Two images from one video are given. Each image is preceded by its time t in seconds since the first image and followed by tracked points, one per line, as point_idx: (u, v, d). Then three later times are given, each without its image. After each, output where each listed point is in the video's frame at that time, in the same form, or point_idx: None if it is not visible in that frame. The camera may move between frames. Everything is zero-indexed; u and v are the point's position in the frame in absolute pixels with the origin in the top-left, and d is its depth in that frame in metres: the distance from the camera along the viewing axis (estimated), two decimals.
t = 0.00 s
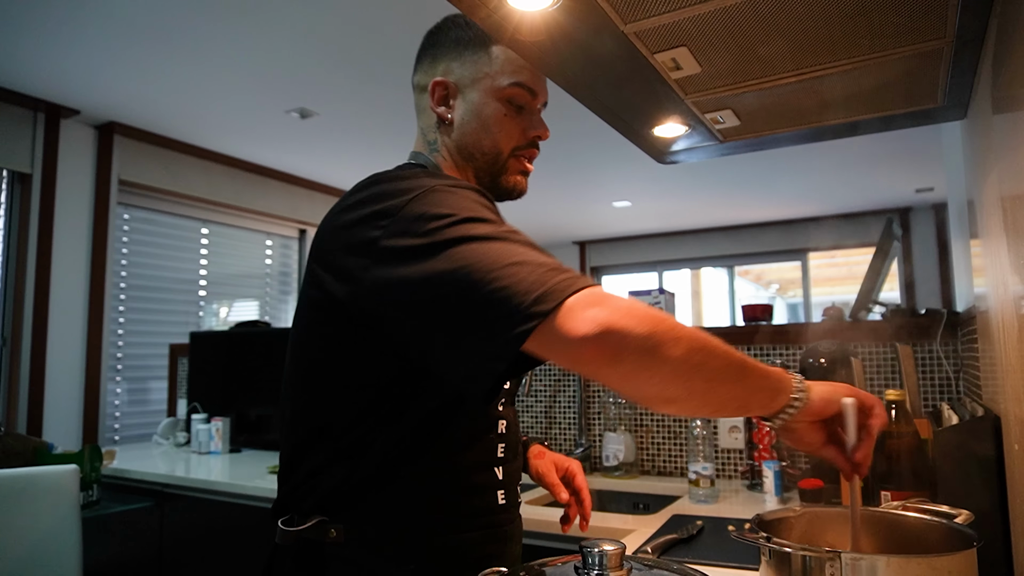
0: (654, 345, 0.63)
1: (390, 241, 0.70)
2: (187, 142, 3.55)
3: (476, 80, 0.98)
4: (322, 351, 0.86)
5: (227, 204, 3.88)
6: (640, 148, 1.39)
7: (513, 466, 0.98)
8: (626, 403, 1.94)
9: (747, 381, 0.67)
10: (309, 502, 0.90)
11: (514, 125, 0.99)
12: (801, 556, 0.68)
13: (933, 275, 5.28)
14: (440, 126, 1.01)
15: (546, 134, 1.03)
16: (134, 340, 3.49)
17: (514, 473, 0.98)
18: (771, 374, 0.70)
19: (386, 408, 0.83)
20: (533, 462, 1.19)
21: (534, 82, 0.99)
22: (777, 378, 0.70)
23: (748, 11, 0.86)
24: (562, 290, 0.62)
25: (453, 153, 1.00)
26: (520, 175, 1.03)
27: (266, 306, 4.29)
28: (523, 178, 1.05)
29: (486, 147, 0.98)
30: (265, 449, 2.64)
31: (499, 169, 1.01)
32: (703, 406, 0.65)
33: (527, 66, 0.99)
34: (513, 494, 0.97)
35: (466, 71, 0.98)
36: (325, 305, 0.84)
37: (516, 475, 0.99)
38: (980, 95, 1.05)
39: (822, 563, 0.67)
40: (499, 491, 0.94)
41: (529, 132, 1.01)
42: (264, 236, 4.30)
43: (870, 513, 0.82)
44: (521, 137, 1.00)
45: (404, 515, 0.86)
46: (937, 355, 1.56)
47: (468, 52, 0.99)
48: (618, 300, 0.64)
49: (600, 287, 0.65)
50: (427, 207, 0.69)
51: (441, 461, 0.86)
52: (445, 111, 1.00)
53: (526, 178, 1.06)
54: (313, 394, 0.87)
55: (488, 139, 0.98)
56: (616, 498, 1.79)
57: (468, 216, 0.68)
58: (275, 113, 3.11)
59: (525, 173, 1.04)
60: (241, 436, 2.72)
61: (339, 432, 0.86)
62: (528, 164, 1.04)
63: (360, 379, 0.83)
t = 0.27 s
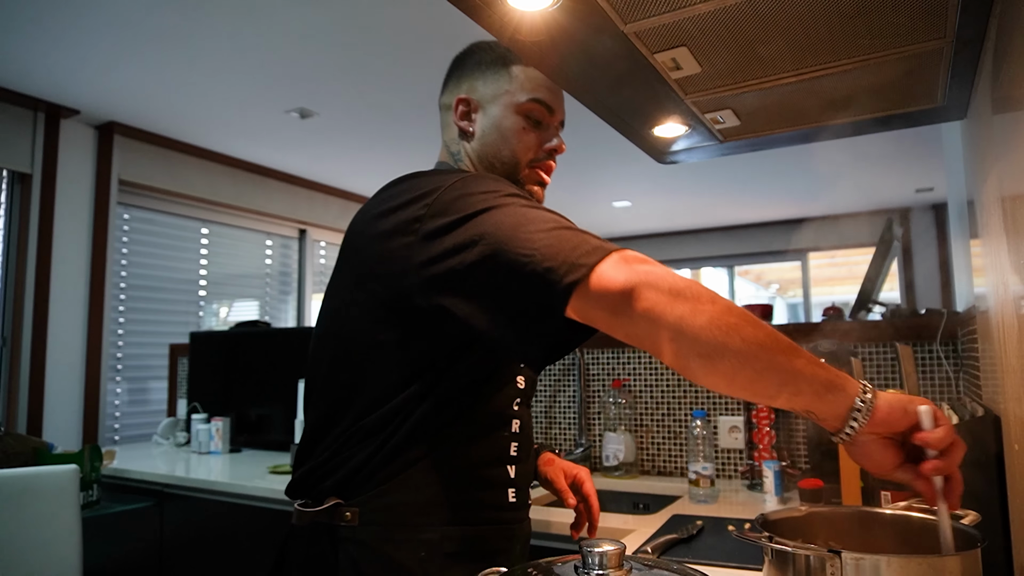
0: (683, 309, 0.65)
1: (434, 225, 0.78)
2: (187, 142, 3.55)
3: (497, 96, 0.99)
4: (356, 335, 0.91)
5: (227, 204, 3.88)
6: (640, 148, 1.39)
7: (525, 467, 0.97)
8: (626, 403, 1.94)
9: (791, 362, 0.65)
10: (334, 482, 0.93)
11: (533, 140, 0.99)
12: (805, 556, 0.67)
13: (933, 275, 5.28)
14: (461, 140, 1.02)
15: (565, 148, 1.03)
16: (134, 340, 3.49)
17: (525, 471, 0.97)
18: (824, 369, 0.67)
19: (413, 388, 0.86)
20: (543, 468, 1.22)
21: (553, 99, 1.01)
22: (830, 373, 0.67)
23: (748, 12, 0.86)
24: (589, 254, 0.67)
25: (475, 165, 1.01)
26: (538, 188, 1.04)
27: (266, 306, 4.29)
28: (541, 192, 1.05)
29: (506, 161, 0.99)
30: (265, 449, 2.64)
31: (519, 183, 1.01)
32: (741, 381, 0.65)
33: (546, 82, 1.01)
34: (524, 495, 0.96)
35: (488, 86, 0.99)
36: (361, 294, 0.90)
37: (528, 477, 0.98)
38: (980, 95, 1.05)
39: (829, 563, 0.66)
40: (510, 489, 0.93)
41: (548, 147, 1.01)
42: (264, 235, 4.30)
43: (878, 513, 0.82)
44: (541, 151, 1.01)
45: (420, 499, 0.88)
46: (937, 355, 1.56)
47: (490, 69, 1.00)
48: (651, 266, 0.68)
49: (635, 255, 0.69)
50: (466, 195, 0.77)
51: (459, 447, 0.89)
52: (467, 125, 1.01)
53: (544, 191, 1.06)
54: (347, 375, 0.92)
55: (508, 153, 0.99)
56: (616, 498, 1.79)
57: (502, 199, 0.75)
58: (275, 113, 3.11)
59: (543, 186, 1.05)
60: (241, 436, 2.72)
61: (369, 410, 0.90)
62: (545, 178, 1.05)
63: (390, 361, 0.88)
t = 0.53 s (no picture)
0: (639, 293, 0.66)
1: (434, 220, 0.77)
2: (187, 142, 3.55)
3: (513, 109, 1.07)
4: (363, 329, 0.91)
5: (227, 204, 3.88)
6: (640, 148, 1.39)
7: (532, 463, 0.98)
8: (626, 403, 1.94)
9: (741, 348, 0.67)
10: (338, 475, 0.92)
11: (546, 151, 1.08)
12: (802, 557, 0.67)
13: (933, 275, 5.28)
14: (479, 151, 1.10)
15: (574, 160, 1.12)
16: (134, 340, 3.49)
17: (535, 467, 0.99)
18: (768, 355, 0.69)
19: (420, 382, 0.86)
20: (548, 481, 1.24)
21: (564, 113, 1.09)
22: (774, 359, 0.69)
23: (748, 12, 0.86)
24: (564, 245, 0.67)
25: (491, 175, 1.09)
26: (548, 198, 1.12)
27: (266, 306, 4.29)
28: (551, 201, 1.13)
29: (520, 170, 1.07)
30: (265, 449, 2.64)
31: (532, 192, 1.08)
32: (693, 364, 0.67)
33: (558, 98, 1.09)
34: (530, 491, 0.98)
35: (505, 100, 1.07)
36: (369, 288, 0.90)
37: (535, 473, 0.99)
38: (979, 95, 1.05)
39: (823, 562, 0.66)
40: (517, 484, 0.95)
41: (558, 159, 1.10)
42: (264, 235, 4.30)
43: (878, 513, 0.82)
44: (552, 163, 1.09)
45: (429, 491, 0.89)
46: (938, 355, 1.56)
47: (507, 84, 1.08)
48: (607, 251, 0.68)
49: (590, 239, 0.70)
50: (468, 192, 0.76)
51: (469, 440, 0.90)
52: (484, 138, 1.09)
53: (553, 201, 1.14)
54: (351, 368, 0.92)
55: (523, 164, 1.07)
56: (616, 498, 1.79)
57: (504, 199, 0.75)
58: (275, 113, 3.11)
59: (553, 197, 1.13)
60: (242, 436, 2.72)
61: (374, 402, 0.90)
62: (555, 188, 1.12)
63: (399, 354, 0.88)
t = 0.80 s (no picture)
0: (583, 342, 0.64)
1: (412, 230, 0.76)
2: (187, 142, 3.55)
3: (504, 107, 1.05)
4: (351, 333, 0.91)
5: (226, 204, 3.88)
6: (640, 148, 1.39)
7: (529, 462, 0.97)
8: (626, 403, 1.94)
9: (686, 375, 0.66)
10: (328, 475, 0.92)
11: (539, 148, 1.05)
12: (800, 556, 0.67)
13: (933, 275, 5.27)
14: (475, 150, 1.10)
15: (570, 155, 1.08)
16: (134, 340, 3.49)
17: (531, 466, 0.98)
18: (709, 377, 0.68)
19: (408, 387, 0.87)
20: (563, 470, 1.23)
21: (558, 108, 1.05)
22: (713, 379, 0.68)
23: (748, 11, 0.86)
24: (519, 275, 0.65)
25: (486, 173, 1.08)
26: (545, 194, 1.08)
27: (266, 306, 4.29)
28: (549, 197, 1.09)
29: (512, 168, 1.05)
30: (265, 449, 2.64)
31: (526, 190, 1.06)
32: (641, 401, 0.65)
33: (552, 91, 1.06)
34: (527, 489, 0.96)
35: (496, 98, 1.06)
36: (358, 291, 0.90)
37: (532, 471, 0.98)
38: (979, 95, 1.05)
39: (819, 562, 0.66)
40: (511, 483, 0.94)
41: (552, 154, 1.06)
42: (264, 235, 4.30)
43: (874, 512, 0.82)
44: (546, 159, 1.06)
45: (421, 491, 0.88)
46: (938, 355, 1.56)
47: (500, 80, 1.07)
48: (550, 294, 0.65)
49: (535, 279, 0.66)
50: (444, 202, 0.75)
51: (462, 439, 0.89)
52: (478, 137, 1.09)
53: (553, 197, 1.10)
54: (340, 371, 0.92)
55: (514, 161, 1.04)
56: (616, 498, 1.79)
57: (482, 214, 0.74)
58: (275, 113, 3.11)
59: (552, 193, 1.09)
60: (242, 436, 2.72)
61: (363, 406, 0.90)
62: (553, 184, 1.09)
63: (387, 359, 0.88)
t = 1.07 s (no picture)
0: (583, 407, 0.63)
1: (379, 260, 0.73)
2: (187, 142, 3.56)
3: (476, 94, 1.01)
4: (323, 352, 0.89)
5: (227, 204, 3.88)
6: (640, 148, 1.39)
7: (514, 462, 0.93)
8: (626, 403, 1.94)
9: (685, 434, 0.65)
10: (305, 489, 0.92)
11: (513, 135, 1.00)
12: (799, 556, 0.67)
13: (933, 275, 5.28)
14: (445, 139, 1.06)
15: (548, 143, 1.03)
16: (134, 340, 3.49)
17: (515, 466, 0.93)
18: (715, 430, 0.67)
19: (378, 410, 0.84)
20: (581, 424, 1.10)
21: (533, 94, 1.01)
22: (723, 431, 0.66)
23: (748, 11, 0.86)
24: (505, 333, 0.63)
25: (456, 163, 1.04)
26: (521, 185, 1.04)
27: (267, 306, 4.29)
28: (526, 189, 1.05)
29: (482, 157, 1.00)
30: (265, 449, 2.64)
31: (500, 179, 1.02)
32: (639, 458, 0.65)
33: (527, 77, 1.01)
34: (512, 491, 0.92)
35: (467, 85, 1.02)
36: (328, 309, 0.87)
37: (517, 472, 0.94)
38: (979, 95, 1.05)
39: (818, 561, 0.66)
40: (494, 485, 0.89)
41: (527, 142, 1.01)
42: (264, 235, 4.30)
43: (872, 513, 0.82)
44: (521, 148, 1.01)
45: (394, 506, 0.86)
46: (937, 355, 1.56)
47: (471, 67, 1.03)
48: (550, 355, 0.64)
49: (532, 334, 0.64)
50: (411, 231, 0.72)
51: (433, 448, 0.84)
52: (448, 124, 1.05)
53: (530, 188, 1.06)
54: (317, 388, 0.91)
55: (484, 150, 1.00)
56: (617, 498, 1.80)
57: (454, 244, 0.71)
58: (275, 113, 3.11)
59: (528, 184, 1.05)
60: (241, 436, 2.72)
61: (337, 426, 0.89)
62: (529, 175, 1.04)
63: (360, 381, 0.86)
